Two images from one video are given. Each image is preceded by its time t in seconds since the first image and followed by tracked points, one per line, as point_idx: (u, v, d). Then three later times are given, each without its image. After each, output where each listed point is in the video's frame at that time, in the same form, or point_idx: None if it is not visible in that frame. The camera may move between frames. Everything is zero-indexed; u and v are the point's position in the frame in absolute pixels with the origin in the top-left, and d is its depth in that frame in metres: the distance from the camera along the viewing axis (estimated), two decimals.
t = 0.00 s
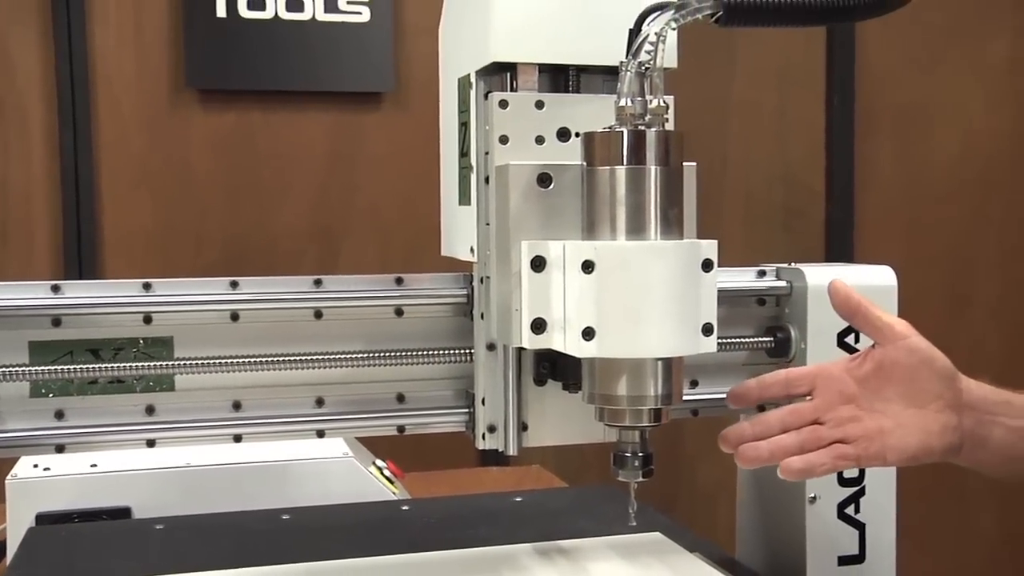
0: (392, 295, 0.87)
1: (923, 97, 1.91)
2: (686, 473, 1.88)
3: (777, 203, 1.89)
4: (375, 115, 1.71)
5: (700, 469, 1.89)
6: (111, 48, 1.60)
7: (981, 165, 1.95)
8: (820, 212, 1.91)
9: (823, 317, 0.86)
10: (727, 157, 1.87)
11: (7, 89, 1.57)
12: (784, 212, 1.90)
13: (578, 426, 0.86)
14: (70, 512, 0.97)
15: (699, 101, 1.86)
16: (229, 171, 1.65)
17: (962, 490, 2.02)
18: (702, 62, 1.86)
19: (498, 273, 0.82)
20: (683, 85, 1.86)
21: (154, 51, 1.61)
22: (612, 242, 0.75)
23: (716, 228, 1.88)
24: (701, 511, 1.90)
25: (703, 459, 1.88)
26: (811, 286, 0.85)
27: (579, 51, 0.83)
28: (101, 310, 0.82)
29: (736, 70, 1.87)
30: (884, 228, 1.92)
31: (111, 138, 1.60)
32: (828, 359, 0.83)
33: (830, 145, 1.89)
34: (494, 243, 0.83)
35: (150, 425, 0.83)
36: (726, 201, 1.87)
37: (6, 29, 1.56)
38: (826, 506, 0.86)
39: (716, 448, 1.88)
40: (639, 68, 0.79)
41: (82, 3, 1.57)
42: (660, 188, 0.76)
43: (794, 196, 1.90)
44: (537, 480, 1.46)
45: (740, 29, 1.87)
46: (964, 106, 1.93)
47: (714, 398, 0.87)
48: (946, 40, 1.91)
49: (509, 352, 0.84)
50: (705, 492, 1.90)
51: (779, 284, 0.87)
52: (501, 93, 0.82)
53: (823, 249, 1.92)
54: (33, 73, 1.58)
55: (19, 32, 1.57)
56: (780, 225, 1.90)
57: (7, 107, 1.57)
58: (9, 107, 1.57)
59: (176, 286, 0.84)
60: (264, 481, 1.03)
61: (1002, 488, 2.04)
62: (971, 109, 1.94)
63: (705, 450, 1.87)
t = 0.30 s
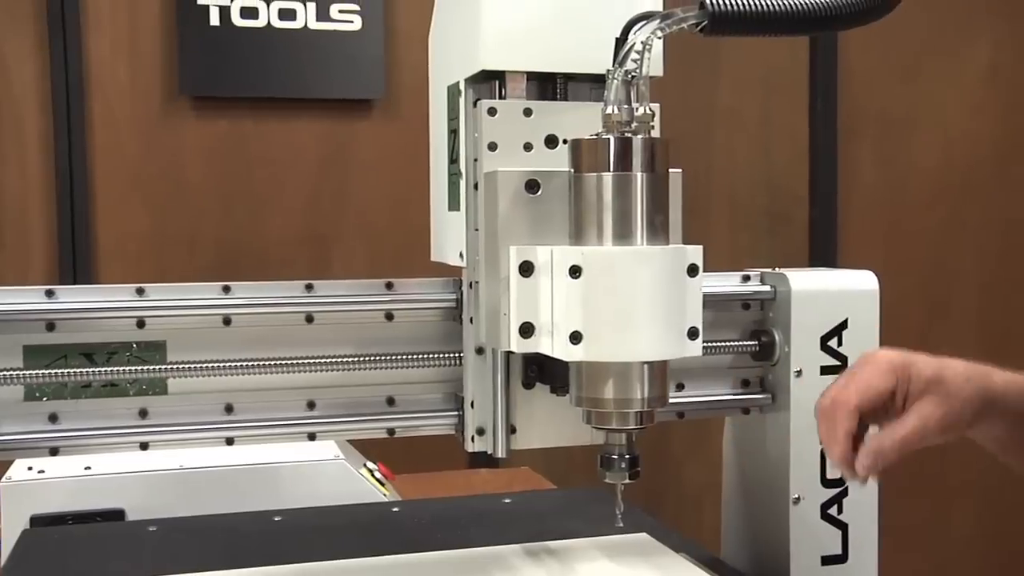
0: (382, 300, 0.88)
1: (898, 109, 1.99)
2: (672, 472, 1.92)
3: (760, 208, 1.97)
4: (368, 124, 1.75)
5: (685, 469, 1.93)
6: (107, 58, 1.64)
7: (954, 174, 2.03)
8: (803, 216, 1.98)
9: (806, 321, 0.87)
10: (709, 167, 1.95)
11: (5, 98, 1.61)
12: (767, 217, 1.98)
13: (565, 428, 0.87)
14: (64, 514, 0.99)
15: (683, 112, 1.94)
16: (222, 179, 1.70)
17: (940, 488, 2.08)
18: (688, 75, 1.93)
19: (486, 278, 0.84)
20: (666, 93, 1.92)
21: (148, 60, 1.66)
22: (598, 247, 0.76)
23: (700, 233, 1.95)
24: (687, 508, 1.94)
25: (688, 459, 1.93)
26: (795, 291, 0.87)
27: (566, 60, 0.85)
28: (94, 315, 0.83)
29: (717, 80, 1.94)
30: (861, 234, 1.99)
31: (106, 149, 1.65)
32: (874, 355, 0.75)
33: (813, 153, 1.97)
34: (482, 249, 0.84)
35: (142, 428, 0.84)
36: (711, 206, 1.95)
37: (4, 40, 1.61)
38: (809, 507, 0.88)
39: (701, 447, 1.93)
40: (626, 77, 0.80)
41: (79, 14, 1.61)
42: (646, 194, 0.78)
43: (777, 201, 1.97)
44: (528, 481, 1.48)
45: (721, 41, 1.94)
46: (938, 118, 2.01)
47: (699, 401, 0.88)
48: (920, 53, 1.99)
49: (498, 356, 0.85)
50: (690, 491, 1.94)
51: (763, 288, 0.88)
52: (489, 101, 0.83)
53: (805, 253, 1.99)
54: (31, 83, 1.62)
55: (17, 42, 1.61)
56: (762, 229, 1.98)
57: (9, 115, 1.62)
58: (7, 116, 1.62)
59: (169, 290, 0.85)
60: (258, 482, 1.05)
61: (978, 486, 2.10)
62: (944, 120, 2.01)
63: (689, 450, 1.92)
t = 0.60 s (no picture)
0: (375, 304, 0.89)
1: (882, 116, 2.04)
2: (660, 473, 1.94)
3: (747, 213, 2.00)
4: (361, 131, 1.77)
5: (674, 470, 1.95)
6: (105, 65, 1.65)
7: (937, 180, 2.08)
8: (789, 221, 2.02)
9: (791, 324, 0.89)
10: (696, 173, 1.98)
11: (4, 103, 1.62)
12: (753, 221, 2.01)
13: (555, 430, 0.89)
14: (61, 515, 1.01)
15: (671, 118, 1.97)
16: (217, 184, 1.72)
17: (925, 489, 2.11)
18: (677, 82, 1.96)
19: (477, 282, 0.85)
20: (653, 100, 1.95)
21: (146, 67, 1.67)
22: (587, 252, 0.78)
23: (687, 238, 1.98)
24: (675, 509, 1.96)
25: (677, 460, 1.95)
26: (780, 295, 0.88)
27: (554, 68, 0.86)
28: (90, 319, 0.84)
29: (705, 86, 1.97)
30: (843, 240, 2.04)
31: (103, 153, 1.66)
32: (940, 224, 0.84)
33: (798, 158, 2.00)
34: (473, 253, 0.86)
35: (138, 431, 0.85)
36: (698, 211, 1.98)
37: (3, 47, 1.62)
38: (795, 507, 0.89)
39: (689, 447, 1.95)
40: (614, 84, 0.81)
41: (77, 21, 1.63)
42: (634, 199, 0.79)
43: (763, 206, 2.01)
44: (518, 481, 1.50)
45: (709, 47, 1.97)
46: (920, 126, 2.06)
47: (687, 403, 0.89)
48: (900, 63, 2.04)
49: (489, 359, 0.86)
50: (678, 492, 1.96)
51: (749, 292, 0.90)
52: (480, 108, 0.85)
53: (791, 259, 2.03)
54: (29, 89, 1.63)
55: (16, 49, 1.62)
56: (749, 234, 2.01)
57: (5, 120, 1.63)
58: (5, 122, 1.63)
59: (164, 295, 0.86)
60: (253, 484, 1.07)
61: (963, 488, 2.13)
62: (925, 128, 2.07)
63: (677, 451, 1.94)
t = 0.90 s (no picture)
0: (368, 306, 0.91)
1: (866, 123, 2.07)
2: (651, 473, 1.96)
3: (734, 217, 2.03)
4: (355, 136, 1.78)
5: (664, 470, 1.97)
6: (103, 70, 1.67)
7: (917, 190, 2.11)
8: (775, 226, 2.05)
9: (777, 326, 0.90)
10: (684, 179, 2.00)
11: (3, 108, 1.64)
12: (740, 225, 2.04)
13: (545, 430, 0.90)
14: (58, 515, 1.02)
15: (661, 123, 1.99)
16: (213, 187, 1.73)
17: (913, 488, 2.13)
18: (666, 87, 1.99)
19: (469, 285, 0.86)
20: (643, 106, 1.97)
21: (144, 73, 1.68)
22: (577, 255, 0.79)
23: (676, 241, 2.01)
24: (665, 508, 1.98)
25: (667, 460, 1.97)
26: (767, 297, 0.90)
27: (544, 76, 0.88)
28: (88, 321, 0.86)
29: (693, 92, 2.00)
30: (831, 243, 2.06)
31: (100, 157, 1.67)
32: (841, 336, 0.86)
33: (784, 164, 2.03)
34: (465, 257, 0.87)
35: (135, 431, 0.87)
36: (687, 216, 2.01)
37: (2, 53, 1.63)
38: (781, 506, 0.91)
39: (679, 447, 1.97)
40: (604, 91, 0.83)
41: (76, 28, 1.64)
42: (622, 203, 0.80)
43: (751, 210, 2.03)
44: (511, 481, 1.51)
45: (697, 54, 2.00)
46: (902, 133, 2.09)
47: (675, 403, 0.91)
48: (886, 68, 2.07)
49: (481, 361, 0.88)
50: (668, 491, 1.98)
51: (736, 295, 0.91)
52: (471, 113, 0.86)
53: (777, 262, 2.06)
54: (28, 94, 1.65)
55: (14, 53, 1.64)
56: (736, 238, 2.04)
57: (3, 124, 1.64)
58: (4, 127, 1.64)
59: (161, 297, 0.87)
60: (247, 484, 1.08)
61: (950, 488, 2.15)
62: (909, 135, 2.10)
63: (667, 451, 1.96)
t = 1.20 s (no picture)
0: (362, 309, 0.92)
1: (854, 130, 2.09)
2: (642, 473, 1.98)
3: (724, 220, 2.05)
4: (350, 140, 1.80)
5: (655, 470, 1.98)
6: (101, 74, 1.68)
7: (903, 195, 2.13)
8: (763, 229, 2.07)
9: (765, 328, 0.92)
10: (674, 183, 2.02)
11: (3, 113, 1.65)
12: (729, 228, 2.05)
13: (537, 431, 0.92)
14: (57, 515, 1.03)
15: (651, 127, 2.00)
16: (210, 190, 1.74)
17: (902, 488, 2.15)
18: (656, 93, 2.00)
19: (462, 288, 0.88)
20: (633, 111, 1.99)
21: (141, 77, 1.69)
22: (568, 259, 0.80)
23: (665, 244, 2.02)
24: (655, 507, 1.99)
25: (658, 460, 1.98)
26: (755, 299, 0.91)
27: (534, 82, 0.89)
28: (86, 324, 0.87)
29: (683, 97, 2.01)
30: (820, 246, 2.09)
31: (98, 160, 1.68)
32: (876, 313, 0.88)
33: (773, 168, 2.05)
34: (458, 260, 0.88)
35: (132, 433, 0.88)
36: (677, 219, 2.02)
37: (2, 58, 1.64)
38: (769, 505, 0.92)
39: (669, 448, 1.99)
40: (595, 97, 0.83)
41: (74, 33, 1.65)
42: (613, 208, 0.81)
43: (740, 213, 2.05)
44: (504, 480, 1.53)
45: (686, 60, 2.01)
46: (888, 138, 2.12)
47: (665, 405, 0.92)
48: (872, 75, 2.09)
49: (473, 363, 0.89)
50: (659, 491, 1.99)
51: (726, 298, 0.93)
52: (464, 119, 0.88)
53: (765, 264, 2.08)
54: (28, 99, 1.66)
55: (12, 57, 1.65)
56: (726, 242, 2.06)
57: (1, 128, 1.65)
58: (4, 131, 1.65)
59: (157, 300, 0.89)
60: (244, 485, 1.10)
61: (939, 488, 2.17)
62: (896, 140, 2.12)
63: (658, 451, 1.97)
